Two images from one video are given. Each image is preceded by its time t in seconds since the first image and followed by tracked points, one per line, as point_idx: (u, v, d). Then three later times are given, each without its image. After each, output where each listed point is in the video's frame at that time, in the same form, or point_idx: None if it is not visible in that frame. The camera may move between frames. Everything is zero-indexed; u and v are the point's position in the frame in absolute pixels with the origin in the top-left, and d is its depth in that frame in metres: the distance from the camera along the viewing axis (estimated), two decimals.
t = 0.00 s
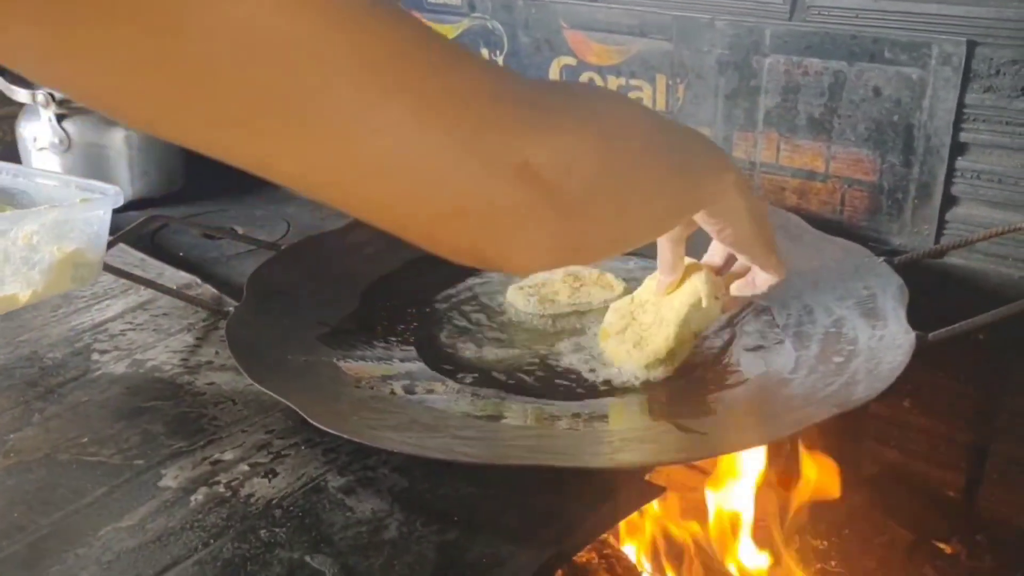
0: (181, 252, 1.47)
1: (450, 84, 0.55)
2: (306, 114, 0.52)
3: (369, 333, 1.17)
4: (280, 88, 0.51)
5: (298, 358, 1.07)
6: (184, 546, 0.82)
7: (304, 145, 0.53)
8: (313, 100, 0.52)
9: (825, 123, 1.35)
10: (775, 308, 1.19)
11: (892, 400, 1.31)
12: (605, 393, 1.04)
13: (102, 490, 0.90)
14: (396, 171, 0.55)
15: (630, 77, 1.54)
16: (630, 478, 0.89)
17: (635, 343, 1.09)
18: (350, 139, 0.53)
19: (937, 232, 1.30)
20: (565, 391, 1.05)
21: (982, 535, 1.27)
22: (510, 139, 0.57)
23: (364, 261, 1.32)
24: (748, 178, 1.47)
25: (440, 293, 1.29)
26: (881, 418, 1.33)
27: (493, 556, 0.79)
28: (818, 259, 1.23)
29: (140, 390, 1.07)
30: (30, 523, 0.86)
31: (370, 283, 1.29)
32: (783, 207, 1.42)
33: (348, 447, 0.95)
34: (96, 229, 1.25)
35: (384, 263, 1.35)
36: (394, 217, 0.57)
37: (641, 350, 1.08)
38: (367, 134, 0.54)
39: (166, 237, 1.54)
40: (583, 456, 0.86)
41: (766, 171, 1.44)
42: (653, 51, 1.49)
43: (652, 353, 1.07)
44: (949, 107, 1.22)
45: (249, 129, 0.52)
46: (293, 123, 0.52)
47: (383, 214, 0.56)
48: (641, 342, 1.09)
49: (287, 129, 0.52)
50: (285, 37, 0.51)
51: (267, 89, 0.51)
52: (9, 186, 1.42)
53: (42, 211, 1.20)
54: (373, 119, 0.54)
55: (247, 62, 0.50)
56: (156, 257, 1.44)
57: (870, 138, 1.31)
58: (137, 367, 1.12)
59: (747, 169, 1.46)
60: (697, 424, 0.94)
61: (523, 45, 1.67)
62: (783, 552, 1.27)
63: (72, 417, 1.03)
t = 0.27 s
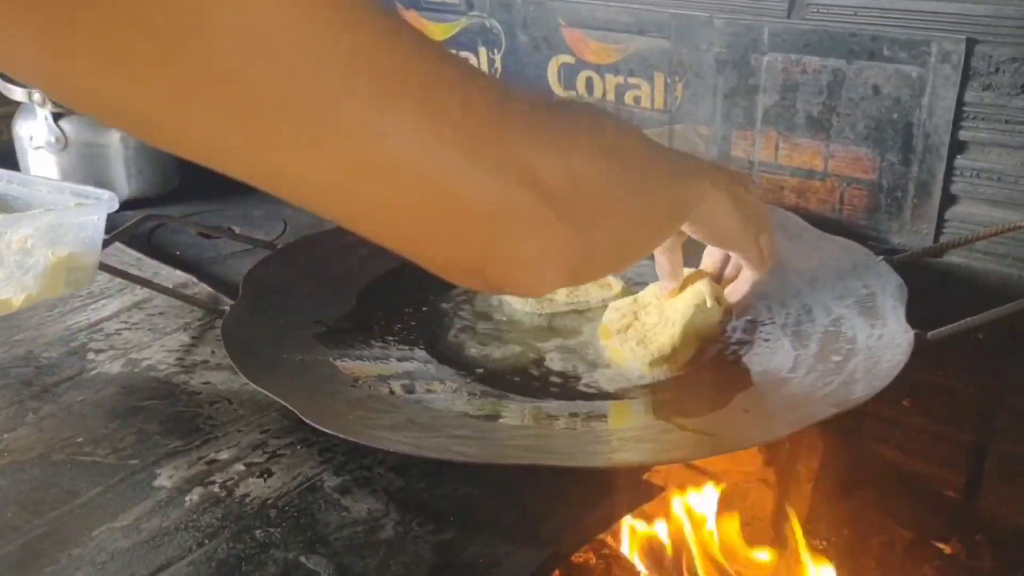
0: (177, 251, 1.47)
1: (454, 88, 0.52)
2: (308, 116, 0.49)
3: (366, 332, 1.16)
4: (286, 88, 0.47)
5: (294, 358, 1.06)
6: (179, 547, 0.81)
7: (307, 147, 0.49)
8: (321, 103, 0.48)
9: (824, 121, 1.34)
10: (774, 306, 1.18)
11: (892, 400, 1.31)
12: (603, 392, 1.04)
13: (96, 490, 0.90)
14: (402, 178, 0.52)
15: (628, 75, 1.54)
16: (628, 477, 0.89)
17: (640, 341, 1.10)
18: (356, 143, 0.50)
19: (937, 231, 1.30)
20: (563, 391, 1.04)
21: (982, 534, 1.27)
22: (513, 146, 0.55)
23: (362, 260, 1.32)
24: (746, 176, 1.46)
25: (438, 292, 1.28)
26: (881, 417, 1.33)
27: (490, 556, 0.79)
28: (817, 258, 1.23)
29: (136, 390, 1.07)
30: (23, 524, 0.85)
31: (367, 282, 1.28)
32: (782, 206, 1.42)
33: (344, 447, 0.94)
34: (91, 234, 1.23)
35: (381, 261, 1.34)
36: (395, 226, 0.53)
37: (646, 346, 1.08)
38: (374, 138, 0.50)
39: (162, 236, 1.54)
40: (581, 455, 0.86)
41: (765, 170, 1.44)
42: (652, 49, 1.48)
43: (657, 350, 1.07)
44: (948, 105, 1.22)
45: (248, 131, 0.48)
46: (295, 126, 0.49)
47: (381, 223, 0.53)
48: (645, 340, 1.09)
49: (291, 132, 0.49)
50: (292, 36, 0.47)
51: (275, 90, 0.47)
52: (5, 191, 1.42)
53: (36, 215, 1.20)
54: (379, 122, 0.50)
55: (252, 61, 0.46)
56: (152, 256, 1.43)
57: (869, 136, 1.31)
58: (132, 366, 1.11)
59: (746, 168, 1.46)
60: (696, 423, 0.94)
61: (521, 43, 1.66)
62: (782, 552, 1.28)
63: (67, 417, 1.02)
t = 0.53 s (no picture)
0: (178, 249, 1.46)
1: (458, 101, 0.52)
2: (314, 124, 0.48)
3: (367, 329, 1.16)
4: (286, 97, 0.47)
5: (296, 356, 1.06)
6: (179, 545, 0.81)
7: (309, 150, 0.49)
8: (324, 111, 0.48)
9: (827, 119, 1.34)
10: (777, 304, 1.18)
11: (895, 398, 1.30)
12: (606, 390, 1.03)
13: (96, 488, 0.89)
14: (398, 188, 0.51)
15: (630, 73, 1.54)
16: (631, 475, 0.88)
17: (651, 335, 1.08)
18: (358, 150, 0.50)
19: (940, 229, 1.29)
20: (566, 389, 1.04)
21: (985, 533, 1.27)
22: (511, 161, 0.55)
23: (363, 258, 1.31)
24: (748, 174, 1.46)
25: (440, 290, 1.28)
26: (884, 416, 1.32)
27: (492, 554, 0.78)
28: (819, 255, 1.23)
29: (136, 388, 1.06)
30: (23, 522, 0.85)
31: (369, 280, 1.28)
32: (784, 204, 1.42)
33: (346, 444, 0.94)
34: (88, 229, 1.23)
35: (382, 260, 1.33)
36: (396, 232, 0.53)
37: (658, 342, 1.07)
38: (370, 146, 0.50)
39: (163, 235, 1.53)
40: (583, 453, 0.85)
41: (766, 167, 1.43)
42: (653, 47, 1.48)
43: (669, 346, 1.06)
44: (951, 102, 1.21)
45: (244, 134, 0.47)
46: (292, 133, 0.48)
47: (378, 235, 0.52)
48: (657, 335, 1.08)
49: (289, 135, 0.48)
50: (294, 47, 0.47)
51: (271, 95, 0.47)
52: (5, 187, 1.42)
53: (34, 211, 1.22)
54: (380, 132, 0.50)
55: (250, 67, 0.46)
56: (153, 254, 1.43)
57: (872, 134, 1.30)
58: (132, 364, 1.11)
59: (748, 166, 1.45)
60: (698, 421, 0.93)
61: (522, 41, 1.65)
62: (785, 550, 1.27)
63: (67, 415, 1.02)
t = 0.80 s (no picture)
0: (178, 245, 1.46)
1: (450, 85, 0.37)
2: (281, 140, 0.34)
3: (367, 324, 1.15)
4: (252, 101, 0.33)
5: (296, 351, 1.05)
6: (179, 540, 0.81)
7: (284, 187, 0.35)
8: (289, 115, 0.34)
9: (828, 114, 1.34)
10: (778, 299, 1.17)
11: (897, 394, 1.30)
12: (606, 384, 1.03)
13: (96, 483, 0.89)
14: (388, 230, 0.36)
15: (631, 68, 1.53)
16: (631, 470, 0.88)
17: (652, 330, 1.08)
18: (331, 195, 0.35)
19: (942, 223, 1.29)
20: (567, 383, 1.04)
21: (987, 529, 1.26)
22: (500, 149, 0.38)
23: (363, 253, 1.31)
24: (749, 169, 1.45)
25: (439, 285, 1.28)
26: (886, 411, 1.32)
27: (493, 549, 0.78)
28: (821, 250, 1.22)
29: (136, 383, 1.06)
30: (23, 517, 0.85)
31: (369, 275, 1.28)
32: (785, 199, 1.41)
33: (347, 439, 0.93)
34: (96, 229, 1.22)
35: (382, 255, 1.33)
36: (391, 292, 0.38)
37: (658, 337, 1.06)
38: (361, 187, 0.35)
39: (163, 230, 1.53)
40: (584, 448, 0.85)
41: (767, 162, 1.43)
42: (654, 42, 1.48)
43: (669, 341, 1.06)
44: (953, 97, 1.21)
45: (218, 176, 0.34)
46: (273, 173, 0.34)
47: (357, 281, 0.37)
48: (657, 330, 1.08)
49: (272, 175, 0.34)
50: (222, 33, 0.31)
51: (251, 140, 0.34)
52: (11, 182, 1.42)
53: (44, 213, 1.23)
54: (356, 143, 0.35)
55: (185, 75, 0.31)
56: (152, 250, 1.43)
57: (874, 128, 1.30)
58: (132, 359, 1.11)
59: (749, 161, 1.45)
60: (699, 416, 0.93)
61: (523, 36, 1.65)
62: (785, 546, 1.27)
63: (67, 410, 1.01)
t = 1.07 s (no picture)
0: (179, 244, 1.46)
1: (283, 83, 0.31)
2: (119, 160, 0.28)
3: (368, 322, 1.15)
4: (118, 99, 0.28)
5: (297, 348, 1.05)
6: (181, 537, 0.81)
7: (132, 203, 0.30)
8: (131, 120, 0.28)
9: (829, 112, 1.34)
10: (778, 296, 1.18)
11: (897, 392, 1.30)
12: (608, 381, 1.03)
13: (98, 480, 0.89)
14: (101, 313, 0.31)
15: (632, 66, 1.54)
16: (632, 467, 0.88)
17: (652, 328, 1.08)
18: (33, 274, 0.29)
19: (942, 221, 1.29)
20: (567, 381, 1.04)
21: (988, 527, 1.26)
22: (300, 165, 0.32)
23: (365, 251, 1.31)
24: (750, 168, 1.45)
25: (440, 283, 1.28)
26: (887, 411, 1.32)
27: (494, 546, 0.78)
28: (822, 248, 1.22)
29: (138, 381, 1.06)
30: (25, 514, 0.85)
31: (371, 272, 1.28)
32: (786, 197, 1.41)
33: (348, 436, 0.94)
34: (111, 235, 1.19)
35: (384, 254, 1.33)
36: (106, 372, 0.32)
37: (659, 334, 1.06)
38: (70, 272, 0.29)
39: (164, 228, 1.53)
40: (585, 445, 0.85)
41: (768, 161, 1.43)
42: (655, 40, 1.48)
43: (670, 338, 1.06)
44: (954, 96, 1.21)
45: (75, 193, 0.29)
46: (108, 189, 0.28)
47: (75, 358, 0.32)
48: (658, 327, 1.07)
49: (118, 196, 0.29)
50: None
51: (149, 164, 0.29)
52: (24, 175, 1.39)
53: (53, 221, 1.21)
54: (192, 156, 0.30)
55: None
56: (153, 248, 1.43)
57: (875, 127, 1.30)
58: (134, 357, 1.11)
59: (750, 159, 1.45)
60: (701, 413, 0.93)
61: (524, 34, 1.65)
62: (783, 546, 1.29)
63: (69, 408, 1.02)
